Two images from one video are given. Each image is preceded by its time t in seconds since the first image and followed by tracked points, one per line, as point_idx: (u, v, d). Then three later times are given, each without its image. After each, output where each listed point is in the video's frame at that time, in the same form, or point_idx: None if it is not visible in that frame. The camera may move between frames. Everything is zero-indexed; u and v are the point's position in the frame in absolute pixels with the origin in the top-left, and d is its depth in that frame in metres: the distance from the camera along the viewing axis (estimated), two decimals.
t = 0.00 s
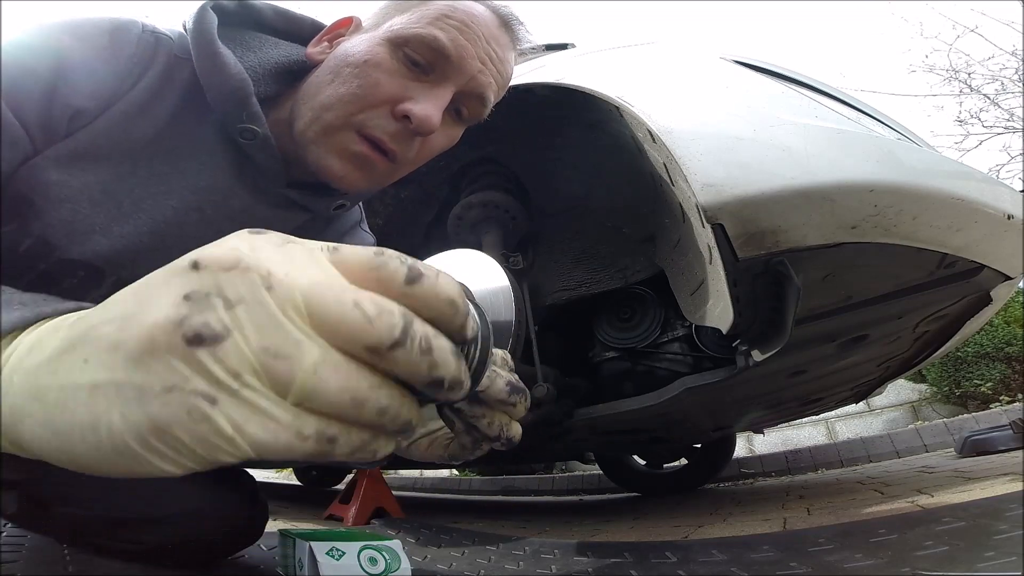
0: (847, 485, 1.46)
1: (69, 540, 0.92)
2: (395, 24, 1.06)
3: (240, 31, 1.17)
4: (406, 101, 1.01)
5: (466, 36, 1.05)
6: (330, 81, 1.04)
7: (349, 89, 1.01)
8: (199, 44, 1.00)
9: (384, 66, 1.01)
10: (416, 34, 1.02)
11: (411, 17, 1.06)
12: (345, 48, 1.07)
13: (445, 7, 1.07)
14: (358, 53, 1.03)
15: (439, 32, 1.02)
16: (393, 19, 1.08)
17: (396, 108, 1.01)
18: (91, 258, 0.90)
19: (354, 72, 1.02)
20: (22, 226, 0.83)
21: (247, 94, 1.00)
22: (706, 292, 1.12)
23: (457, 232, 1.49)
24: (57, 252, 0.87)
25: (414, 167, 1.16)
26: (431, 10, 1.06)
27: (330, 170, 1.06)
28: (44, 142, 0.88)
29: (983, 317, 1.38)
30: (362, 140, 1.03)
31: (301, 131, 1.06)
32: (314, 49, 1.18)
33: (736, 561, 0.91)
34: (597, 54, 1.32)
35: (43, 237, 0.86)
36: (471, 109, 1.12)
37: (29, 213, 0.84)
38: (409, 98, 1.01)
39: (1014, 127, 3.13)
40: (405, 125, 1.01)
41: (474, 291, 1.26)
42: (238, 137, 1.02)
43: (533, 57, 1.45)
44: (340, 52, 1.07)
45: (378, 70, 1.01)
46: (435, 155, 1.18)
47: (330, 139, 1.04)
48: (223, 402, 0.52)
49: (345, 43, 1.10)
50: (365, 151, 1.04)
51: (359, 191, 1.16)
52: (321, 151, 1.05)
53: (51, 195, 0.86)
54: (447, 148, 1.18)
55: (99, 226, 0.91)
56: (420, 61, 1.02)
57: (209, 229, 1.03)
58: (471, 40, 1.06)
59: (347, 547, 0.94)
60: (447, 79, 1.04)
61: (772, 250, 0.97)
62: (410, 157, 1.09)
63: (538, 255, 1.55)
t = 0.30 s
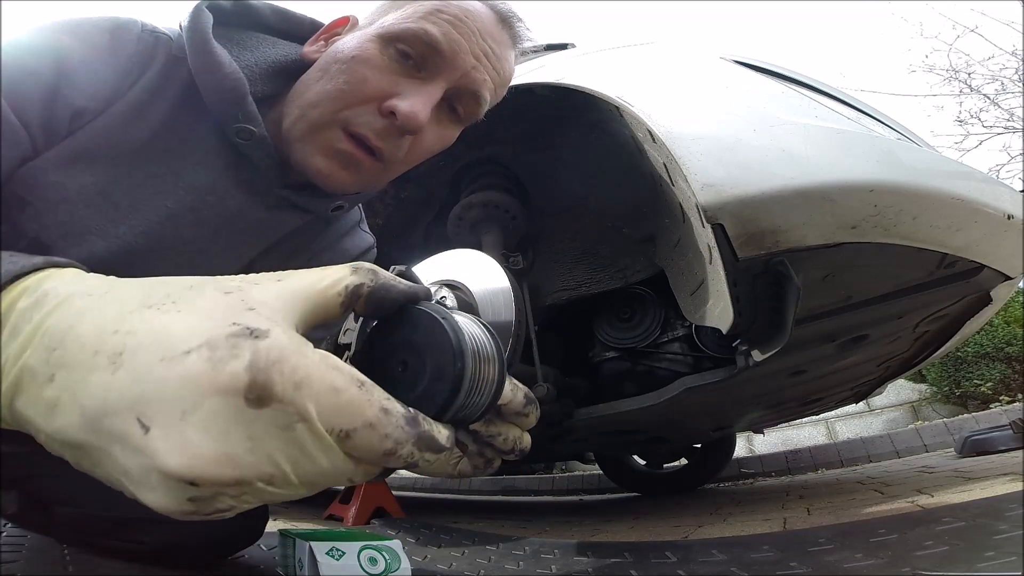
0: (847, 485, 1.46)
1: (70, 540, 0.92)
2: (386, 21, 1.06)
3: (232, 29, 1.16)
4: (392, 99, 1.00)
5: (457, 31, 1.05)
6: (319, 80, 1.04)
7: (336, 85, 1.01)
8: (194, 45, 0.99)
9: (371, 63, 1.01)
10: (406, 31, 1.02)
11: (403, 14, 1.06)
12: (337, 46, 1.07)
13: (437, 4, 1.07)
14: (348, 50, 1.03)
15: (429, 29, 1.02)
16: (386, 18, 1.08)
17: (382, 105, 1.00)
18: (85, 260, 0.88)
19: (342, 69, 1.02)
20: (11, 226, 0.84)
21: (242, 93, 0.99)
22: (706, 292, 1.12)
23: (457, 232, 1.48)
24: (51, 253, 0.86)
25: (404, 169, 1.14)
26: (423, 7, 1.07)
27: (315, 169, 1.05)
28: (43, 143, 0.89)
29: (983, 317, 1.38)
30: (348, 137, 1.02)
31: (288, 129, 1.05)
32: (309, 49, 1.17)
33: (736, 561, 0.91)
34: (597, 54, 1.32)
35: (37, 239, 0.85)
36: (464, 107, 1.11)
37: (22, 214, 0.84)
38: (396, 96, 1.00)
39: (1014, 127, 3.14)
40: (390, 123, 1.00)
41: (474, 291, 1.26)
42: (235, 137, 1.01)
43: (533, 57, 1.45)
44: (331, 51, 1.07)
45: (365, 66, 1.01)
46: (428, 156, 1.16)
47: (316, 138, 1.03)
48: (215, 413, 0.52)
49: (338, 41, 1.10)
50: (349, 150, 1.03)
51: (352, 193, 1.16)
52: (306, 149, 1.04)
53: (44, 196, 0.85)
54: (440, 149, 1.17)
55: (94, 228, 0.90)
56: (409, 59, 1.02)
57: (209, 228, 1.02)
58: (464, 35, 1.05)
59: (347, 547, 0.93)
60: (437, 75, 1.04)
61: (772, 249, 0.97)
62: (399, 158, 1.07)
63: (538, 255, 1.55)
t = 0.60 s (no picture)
0: (847, 485, 1.46)
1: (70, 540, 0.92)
2: (391, 54, 0.98)
3: (215, 29, 1.14)
4: (388, 151, 0.97)
5: (466, 72, 0.97)
6: (315, 117, 1.00)
7: (330, 132, 0.98)
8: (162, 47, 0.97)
9: (369, 110, 0.96)
10: (409, 74, 0.95)
11: (411, 46, 0.98)
12: (334, 78, 1.01)
13: (448, 35, 0.99)
14: (346, 89, 0.98)
15: (435, 76, 0.95)
16: (389, 46, 1.00)
17: (376, 159, 0.97)
18: (74, 265, 0.86)
19: (337, 112, 0.98)
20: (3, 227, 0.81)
21: (214, 98, 0.97)
22: (706, 292, 1.12)
23: (457, 232, 1.48)
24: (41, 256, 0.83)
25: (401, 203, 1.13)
26: (434, 39, 0.98)
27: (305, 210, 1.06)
28: (38, 141, 0.88)
29: (983, 317, 1.38)
30: (340, 186, 1.01)
31: (279, 168, 1.04)
32: (299, 55, 1.16)
33: (736, 561, 0.91)
34: (597, 54, 1.32)
35: (24, 241, 0.82)
36: (467, 148, 1.06)
37: (13, 215, 0.82)
38: (392, 148, 0.96)
39: (1014, 127, 3.14)
40: (384, 177, 0.98)
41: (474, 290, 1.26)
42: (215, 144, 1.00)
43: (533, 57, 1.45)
44: (329, 82, 1.02)
45: (362, 114, 0.96)
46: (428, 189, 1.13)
47: (309, 181, 1.02)
48: (216, 432, 0.49)
49: (337, 68, 1.03)
50: (342, 198, 1.02)
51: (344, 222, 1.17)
52: (298, 191, 1.04)
53: (35, 198, 0.83)
54: (439, 184, 1.13)
55: (82, 233, 0.88)
56: (410, 104, 0.97)
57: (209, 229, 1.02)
58: (473, 75, 0.98)
59: (347, 548, 0.93)
60: (439, 124, 0.98)
61: (772, 249, 0.97)
62: (392, 204, 1.06)
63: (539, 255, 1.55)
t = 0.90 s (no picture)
0: (847, 485, 1.46)
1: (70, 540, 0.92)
2: (402, 89, 0.96)
3: (212, 29, 1.14)
4: (413, 187, 1.00)
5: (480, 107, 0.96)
6: (332, 151, 1.00)
7: (354, 171, 1.00)
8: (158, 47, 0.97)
9: (392, 153, 0.97)
10: (427, 116, 0.95)
11: (422, 81, 0.95)
12: (343, 114, 0.98)
13: (459, 66, 0.95)
14: (362, 128, 0.97)
15: (451, 116, 0.95)
16: (396, 77, 0.96)
17: (403, 193, 1.01)
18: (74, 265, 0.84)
19: (357, 155, 0.98)
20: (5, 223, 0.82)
21: (211, 99, 0.97)
22: (706, 292, 1.12)
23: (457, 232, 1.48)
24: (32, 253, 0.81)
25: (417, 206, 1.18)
26: (445, 73, 0.95)
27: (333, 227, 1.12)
28: (37, 141, 0.89)
29: (983, 317, 1.38)
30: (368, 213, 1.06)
31: (303, 189, 1.07)
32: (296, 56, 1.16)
33: (736, 561, 0.91)
34: (597, 54, 1.33)
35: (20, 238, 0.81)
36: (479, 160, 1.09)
37: (13, 215, 0.83)
38: (416, 184, 1.00)
39: (1014, 127, 3.14)
40: (410, 206, 1.04)
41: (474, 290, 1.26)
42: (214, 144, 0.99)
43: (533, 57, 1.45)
44: (339, 117, 0.99)
45: (384, 156, 0.97)
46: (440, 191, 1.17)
47: (336, 206, 1.07)
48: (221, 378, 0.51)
49: (341, 98, 0.99)
50: (370, 221, 1.07)
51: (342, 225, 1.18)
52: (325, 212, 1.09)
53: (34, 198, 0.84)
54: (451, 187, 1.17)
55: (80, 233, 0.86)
56: (428, 140, 0.97)
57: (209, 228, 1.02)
58: (486, 104, 0.97)
59: (347, 548, 0.93)
60: (456, 155, 1.00)
61: (772, 249, 0.97)
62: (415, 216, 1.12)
63: (539, 255, 1.55)
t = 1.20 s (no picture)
0: (847, 485, 1.46)
1: (70, 541, 0.92)
2: (413, 98, 0.96)
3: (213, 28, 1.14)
4: (422, 193, 1.00)
5: (490, 115, 0.97)
6: (340, 158, 1.00)
7: (363, 177, 0.99)
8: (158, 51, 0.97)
9: (403, 160, 0.97)
10: (438, 125, 0.95)
11: (433, 91, 0.95)
12: (355, 121, 0.98)
13: (469, 77, 0.96)
14: (371, 135, 0.97)
15: (461, 126, 0.95)
16: (408, 86, 0.96)
17: (412, 200, 1.01)
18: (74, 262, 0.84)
19: (368, 161, 0.98)
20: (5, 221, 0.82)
21: (212, 100, 0.97)
22: (706, 292, 1.12)
23: (457, 232, 1.48)
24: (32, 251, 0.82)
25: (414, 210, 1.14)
26: (456, 82, 0.95)
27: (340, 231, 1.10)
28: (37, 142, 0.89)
29: (983, 317, 1.38)
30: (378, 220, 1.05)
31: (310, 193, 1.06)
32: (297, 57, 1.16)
33: (736, 561, 0.91)
34: (597, 54, 1.33)
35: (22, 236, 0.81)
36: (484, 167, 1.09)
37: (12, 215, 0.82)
38: (425, 190, 1.00)
39: (1015, 127, 3.14)
40: (417, 212, 1.03)
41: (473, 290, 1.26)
42: (214, 143, 0.98)
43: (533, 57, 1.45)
44: (350, 124, 0.99)
45: (394, 163, 0.97)
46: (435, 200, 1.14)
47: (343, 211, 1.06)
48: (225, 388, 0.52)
49: (352, 105, 0.99)
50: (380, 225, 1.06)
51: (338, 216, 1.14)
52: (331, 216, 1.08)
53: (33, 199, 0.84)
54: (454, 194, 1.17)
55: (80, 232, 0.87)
56: (438, 149, 0.97)
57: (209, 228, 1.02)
58: (494, 113, 0.98)
59: (347, 548, 0.93)
60: (464, 163, 1.01)
61: (772, 249, 0.97)
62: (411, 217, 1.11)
63: (539, 255, 1.55)
